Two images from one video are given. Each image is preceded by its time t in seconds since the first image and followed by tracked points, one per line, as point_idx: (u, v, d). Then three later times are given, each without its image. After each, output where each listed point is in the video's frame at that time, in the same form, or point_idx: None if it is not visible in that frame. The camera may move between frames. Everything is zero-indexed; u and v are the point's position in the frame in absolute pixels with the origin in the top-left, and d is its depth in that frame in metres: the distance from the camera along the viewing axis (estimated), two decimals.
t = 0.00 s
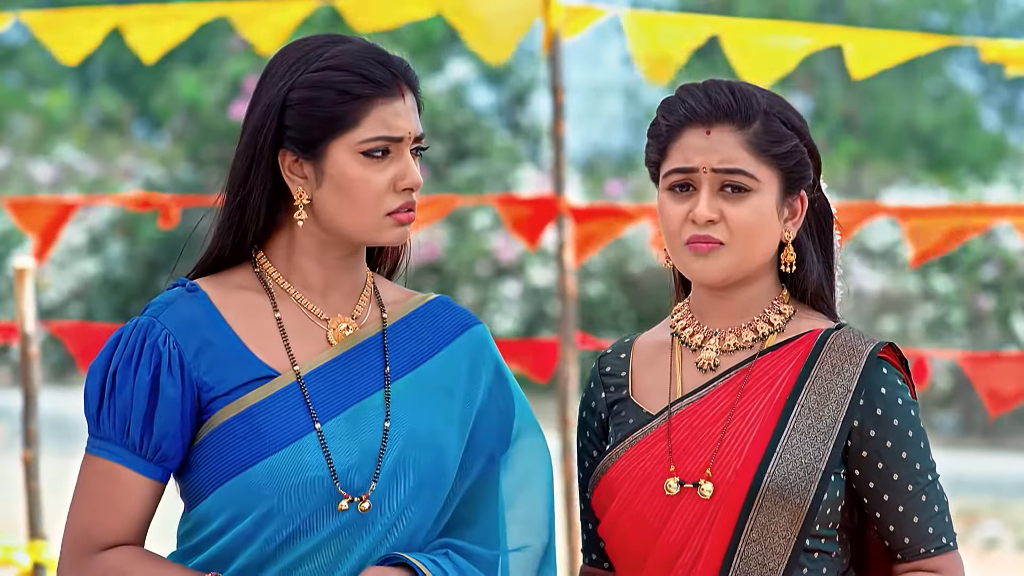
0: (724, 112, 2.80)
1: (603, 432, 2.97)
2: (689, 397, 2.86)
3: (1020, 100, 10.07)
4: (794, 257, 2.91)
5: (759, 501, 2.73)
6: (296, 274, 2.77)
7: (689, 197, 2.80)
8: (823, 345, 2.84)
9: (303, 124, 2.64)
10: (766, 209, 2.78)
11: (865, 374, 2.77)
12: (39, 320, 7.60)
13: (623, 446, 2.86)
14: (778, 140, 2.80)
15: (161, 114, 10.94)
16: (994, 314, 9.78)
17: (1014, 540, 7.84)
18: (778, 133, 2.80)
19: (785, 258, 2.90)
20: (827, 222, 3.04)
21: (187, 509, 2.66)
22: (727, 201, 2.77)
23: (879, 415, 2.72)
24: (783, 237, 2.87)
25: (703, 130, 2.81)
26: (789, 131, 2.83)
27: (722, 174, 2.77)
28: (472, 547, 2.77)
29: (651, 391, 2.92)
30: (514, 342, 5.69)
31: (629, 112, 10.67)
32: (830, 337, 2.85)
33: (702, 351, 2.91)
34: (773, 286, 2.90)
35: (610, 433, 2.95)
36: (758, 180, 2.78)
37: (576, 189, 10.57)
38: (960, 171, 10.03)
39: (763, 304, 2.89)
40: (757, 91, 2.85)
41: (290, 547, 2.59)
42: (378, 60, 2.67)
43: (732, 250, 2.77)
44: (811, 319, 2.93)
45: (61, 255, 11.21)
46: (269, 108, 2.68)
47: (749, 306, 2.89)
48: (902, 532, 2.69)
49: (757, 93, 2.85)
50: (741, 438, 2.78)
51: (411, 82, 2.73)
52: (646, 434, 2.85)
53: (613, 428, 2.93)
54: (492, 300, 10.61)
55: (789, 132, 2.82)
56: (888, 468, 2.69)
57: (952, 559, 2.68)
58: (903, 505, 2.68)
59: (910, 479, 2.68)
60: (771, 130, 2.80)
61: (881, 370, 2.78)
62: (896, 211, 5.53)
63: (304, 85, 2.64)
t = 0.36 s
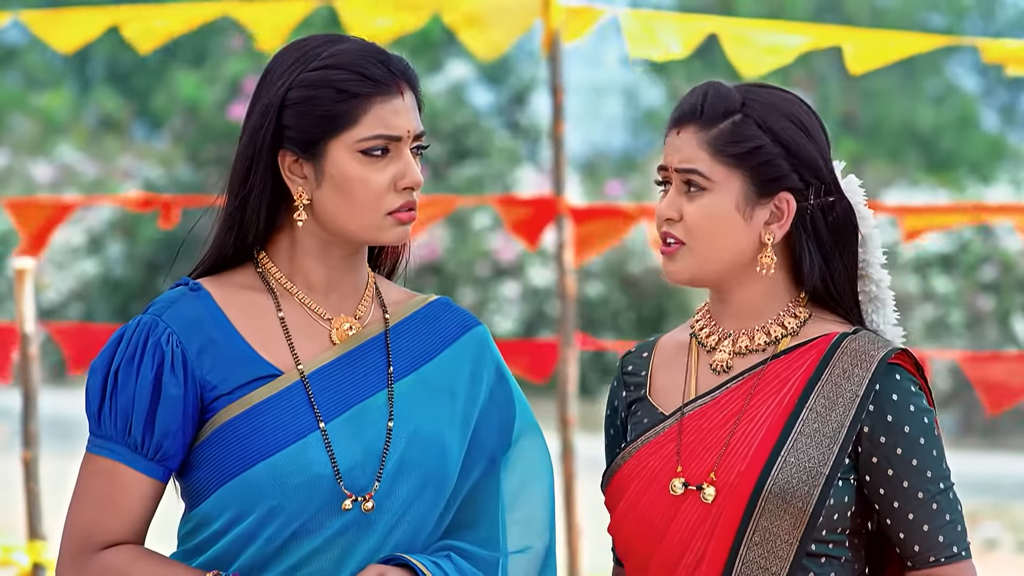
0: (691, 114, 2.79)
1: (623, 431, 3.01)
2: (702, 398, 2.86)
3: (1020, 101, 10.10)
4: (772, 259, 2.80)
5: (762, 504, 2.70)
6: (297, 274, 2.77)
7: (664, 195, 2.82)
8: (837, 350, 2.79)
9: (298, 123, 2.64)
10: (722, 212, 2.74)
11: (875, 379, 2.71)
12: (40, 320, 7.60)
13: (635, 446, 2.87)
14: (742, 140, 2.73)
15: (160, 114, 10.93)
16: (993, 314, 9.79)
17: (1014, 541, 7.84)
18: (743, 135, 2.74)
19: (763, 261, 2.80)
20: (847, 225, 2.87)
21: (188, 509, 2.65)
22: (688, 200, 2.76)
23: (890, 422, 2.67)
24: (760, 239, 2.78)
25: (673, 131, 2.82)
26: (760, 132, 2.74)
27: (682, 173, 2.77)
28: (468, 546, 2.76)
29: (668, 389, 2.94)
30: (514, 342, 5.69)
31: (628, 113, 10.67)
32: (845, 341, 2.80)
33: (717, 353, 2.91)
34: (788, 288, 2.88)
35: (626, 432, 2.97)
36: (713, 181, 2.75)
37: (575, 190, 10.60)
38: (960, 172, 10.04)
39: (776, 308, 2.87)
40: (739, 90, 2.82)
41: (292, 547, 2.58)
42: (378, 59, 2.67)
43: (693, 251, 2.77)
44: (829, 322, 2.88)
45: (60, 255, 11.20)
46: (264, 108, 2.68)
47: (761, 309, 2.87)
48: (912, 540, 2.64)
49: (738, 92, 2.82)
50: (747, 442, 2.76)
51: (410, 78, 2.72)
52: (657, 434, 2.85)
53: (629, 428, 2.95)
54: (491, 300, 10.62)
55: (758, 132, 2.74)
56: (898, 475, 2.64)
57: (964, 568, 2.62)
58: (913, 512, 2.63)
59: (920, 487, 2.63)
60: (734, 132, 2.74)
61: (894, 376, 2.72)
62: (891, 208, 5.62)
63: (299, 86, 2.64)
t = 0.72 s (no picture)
0: (678, 116, 2.81)
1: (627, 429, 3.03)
2: (697, 401, 2.84)
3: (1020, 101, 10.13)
4: (761, 261, 2.77)
5: (749, 508, 2.68)
6: (302, 273, 2.76)
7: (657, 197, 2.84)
8: (829, 352, 2.75)
9: (284, 121, 2.65)
10: (707, 212, 2.74)
11: (865, 382, 2.68)
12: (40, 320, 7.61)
13: (633, 448, 2.88)
14: (727, 141, 2.73)
15: (160, 115, 10.93)
16: (992, 314, 9.79)
17: (1012, 542, 7.85)
18: (728, 135, 2.73)
19: (751, 263, 2.78)
20: (839, 225, 2.80)
21: (194, 508, 2.65)
22: (676, 201, 2.77)
23: (881, 425, 2.64)
24: (748, 240, 2.76)
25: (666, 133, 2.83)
26: (746, 133, 2.74)
27: (671, 174, 2.78)
28: (477, 552, 2.74)
29: (668, 394, 2.95)
30: (512, 343, 5.70)
31: (627, 114, 10.67)
32: (838, 343, 2.76)
33: (713, 356, 2.90)
34: (784, 290, 2.85)
35: (631, 434, 2.98)
36: (698, 182, 2.75)
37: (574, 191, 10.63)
38: (959, 173, 10.04)
39: (772, 309, 2.84)
40: (730, 90, 2.81)
41: (294, 547, 2.58)
42: (362, 55, 2.65)
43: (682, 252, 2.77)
44: (823, 325, 2.84)
45: (59, 256, 11.21)
46: (257, 107, 2.71)
47: (756, 312, 2.84)
48: (907, 542, 2.60)
49: (728, 92, 2.81)
50: (737, 445, 2.74)
51: (412, 79, 2.71)
52: (654, 438, 2.85)
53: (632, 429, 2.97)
54: (490, 301, 10.62)
55: (743, 132, 2.73)
56: (890, 478, 2.60)
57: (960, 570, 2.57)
58: (907, 515, 2.59)
59: (912, 490, 2.58)
60: (719, 132, 2.74)
61: (885, 379, 2.68)
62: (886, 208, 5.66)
63: (284, 84, 2.65)
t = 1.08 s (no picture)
0: (683, 117, 2.73)
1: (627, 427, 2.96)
2: (695, 401, 2.78)
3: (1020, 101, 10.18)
4: (771, 261, 2.72)
5: (745, 507, 2.62)
6: (310, 273, 2.76)
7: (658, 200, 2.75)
8: (826, 351, 2.70)
9: (277, 119, 2.66)
10: (715, 215, 2.67)
11: (862, 381, 2.62)
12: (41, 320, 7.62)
13: (631, 447, 2.82)
14: (736, 142, 2.66)
15: (159, 115, 10.94)
16: (992, 314, 9.78)
17: (1013, 542, 7.85)
18: (736, 136, 2.66)
19: (762, 263, 2.72)
20: (844, 223, 2.77)
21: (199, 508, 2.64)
22: (682, 205, 2.69)
23: (877, 424, 2.58)
24: (756, 242, 2.71)
25: (668, 134, 2.75)
26: (751, 133, 2.67)
27: (677, 177, 2.70)
28: (493, 559, 2.75)
29: (668, 393, 2.88)
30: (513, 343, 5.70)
31: (627, 114, 10.67)
32: (835, 342, 2.70)
33: (712, 354, 2.84)
34: (783, 288, 2.79)
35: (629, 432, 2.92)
36: (707, 185, 2.67)
37: (574, 191, 10.63)
38: (960, 173, 10.06)
39: (771, 308, 2.78)
40: (731, 91, 2.74)
41: (298, 548, 2.56)
42: (351, 53, 2.62)
43: (690, 257, 2.69)
44: (822, 324, 2.79)
45: (59, 256, 11.20)
46: (256, 106, 2.72)
47: (755, 311, 2.78)
48: (904, 543, 2.55)
49: (729, 92, 2.74)
50: (733, 444, 2.68)
51: (413, 78, 2.66)
52: (652, 436, 2.80)
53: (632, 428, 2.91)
54: (490, 301, 10.62)
55: (751, 134, 2.67)
56: (887, 478, 2.55)
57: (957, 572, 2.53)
58: (904, 515, 2.54)
59: (909, 490, 2.54)
60: (726, 134, 2.67)
61: (882, 378, 2.63)
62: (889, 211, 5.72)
63: (276, 82, 2.65)
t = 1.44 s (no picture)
0: (716, 119, 2.66)
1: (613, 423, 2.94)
2: (684, 396, 2.77)
3: (1020, 101, 10.11)
4: (793, 262, 2.76)
5: (739, 502, 2.62)
6: (318, 272, 2.76)
7: (682, 202, 2.69)
8: (818, 348, 2.71)
9: (280, 121, 2.65)
10: (753, 220, 2.65)
11: (855, 378, 2.62)
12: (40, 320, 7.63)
13: (619, 444, 2.81)
14: (774, 148, 2.65)
15: (159, 115, 10.94)
16: (992, 314, 9.73)
17: (1013, 542, 7.85)
18: (774, 142, 2.65)
19: (783, 263, 2.76)
20: (840, 221, 2.85)
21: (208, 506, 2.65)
22: (715, 209, 2.65)
23: (870, 420, 2.59)
24: (780, 244, 2.73)
25: (694, 137, 2.68)
26: (786, 139, 2.68)
27: (712, 182, 2.64)
28: (505, 561, 2.75)
29: (654, 387, 2.86)
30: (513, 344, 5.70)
31: (627, 114, 10.67)
32: (827, 339, 2.72)
33: (701, 350, 2.83)
34: (777, 287, 2.80)
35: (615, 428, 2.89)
36: (749, 190, 2.65)
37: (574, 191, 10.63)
38: (959, 173, 10.06)
39: (765, 305, 2.79)
40: (753, 95, 2.70)
41: (302, 546, 2.56)
42: (349, 52, 2.61)
43: (721, 260, 2.66)
44: (813, 322, 2.80)
45: (59, 256, 11.21)
46: (263, 109, 2.72)
47: (750, 309, 2.79)
48: (895, 539, 2.56)
49: (752, 97, 2.70)
50: (726, 440, 2.68)
51: (416, 77, 2.66)
52: (640, 433, 2.78)
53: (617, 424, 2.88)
54: (490, 301, 10.61)
55: (789, 141, 2.68)
56: (878, 474, 2.56)
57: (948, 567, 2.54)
58: (895, 511, 2.55)
59: (901, 486, 2.54)
60: (764, 138, 2.65)
61: (874, 374, 2.64)
62: (888, 210, 5.74)
63: (280, 83, 2.64)
